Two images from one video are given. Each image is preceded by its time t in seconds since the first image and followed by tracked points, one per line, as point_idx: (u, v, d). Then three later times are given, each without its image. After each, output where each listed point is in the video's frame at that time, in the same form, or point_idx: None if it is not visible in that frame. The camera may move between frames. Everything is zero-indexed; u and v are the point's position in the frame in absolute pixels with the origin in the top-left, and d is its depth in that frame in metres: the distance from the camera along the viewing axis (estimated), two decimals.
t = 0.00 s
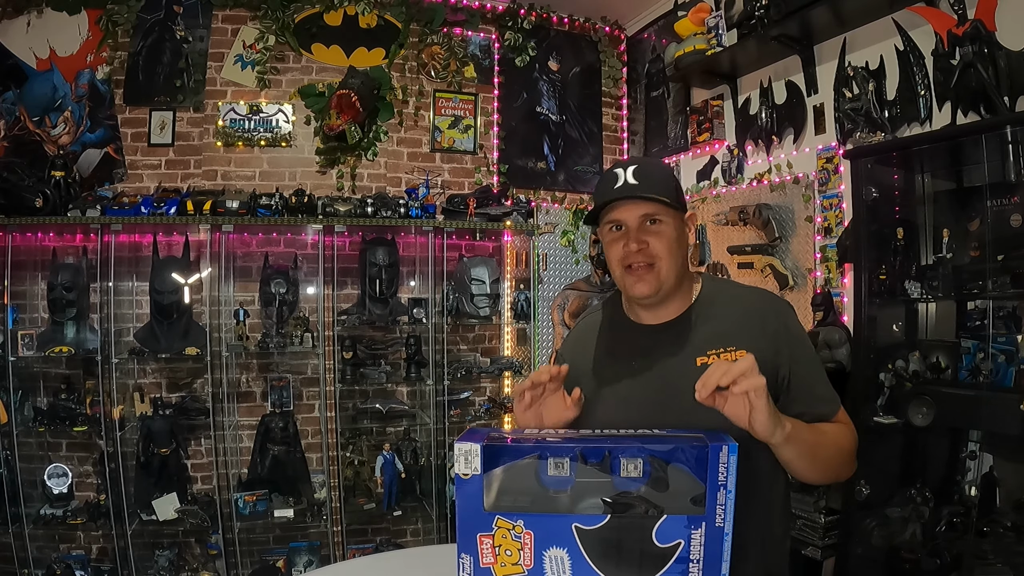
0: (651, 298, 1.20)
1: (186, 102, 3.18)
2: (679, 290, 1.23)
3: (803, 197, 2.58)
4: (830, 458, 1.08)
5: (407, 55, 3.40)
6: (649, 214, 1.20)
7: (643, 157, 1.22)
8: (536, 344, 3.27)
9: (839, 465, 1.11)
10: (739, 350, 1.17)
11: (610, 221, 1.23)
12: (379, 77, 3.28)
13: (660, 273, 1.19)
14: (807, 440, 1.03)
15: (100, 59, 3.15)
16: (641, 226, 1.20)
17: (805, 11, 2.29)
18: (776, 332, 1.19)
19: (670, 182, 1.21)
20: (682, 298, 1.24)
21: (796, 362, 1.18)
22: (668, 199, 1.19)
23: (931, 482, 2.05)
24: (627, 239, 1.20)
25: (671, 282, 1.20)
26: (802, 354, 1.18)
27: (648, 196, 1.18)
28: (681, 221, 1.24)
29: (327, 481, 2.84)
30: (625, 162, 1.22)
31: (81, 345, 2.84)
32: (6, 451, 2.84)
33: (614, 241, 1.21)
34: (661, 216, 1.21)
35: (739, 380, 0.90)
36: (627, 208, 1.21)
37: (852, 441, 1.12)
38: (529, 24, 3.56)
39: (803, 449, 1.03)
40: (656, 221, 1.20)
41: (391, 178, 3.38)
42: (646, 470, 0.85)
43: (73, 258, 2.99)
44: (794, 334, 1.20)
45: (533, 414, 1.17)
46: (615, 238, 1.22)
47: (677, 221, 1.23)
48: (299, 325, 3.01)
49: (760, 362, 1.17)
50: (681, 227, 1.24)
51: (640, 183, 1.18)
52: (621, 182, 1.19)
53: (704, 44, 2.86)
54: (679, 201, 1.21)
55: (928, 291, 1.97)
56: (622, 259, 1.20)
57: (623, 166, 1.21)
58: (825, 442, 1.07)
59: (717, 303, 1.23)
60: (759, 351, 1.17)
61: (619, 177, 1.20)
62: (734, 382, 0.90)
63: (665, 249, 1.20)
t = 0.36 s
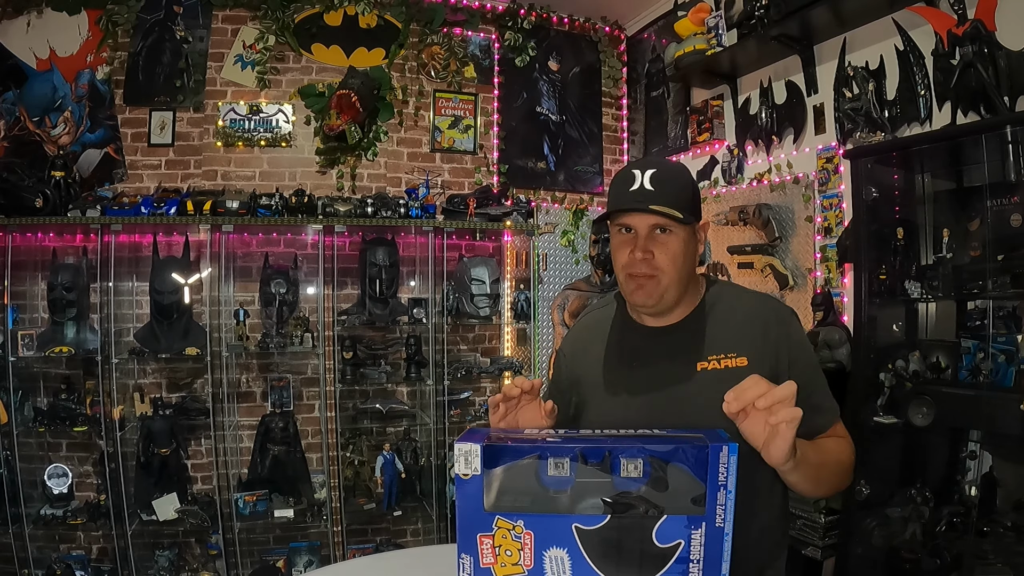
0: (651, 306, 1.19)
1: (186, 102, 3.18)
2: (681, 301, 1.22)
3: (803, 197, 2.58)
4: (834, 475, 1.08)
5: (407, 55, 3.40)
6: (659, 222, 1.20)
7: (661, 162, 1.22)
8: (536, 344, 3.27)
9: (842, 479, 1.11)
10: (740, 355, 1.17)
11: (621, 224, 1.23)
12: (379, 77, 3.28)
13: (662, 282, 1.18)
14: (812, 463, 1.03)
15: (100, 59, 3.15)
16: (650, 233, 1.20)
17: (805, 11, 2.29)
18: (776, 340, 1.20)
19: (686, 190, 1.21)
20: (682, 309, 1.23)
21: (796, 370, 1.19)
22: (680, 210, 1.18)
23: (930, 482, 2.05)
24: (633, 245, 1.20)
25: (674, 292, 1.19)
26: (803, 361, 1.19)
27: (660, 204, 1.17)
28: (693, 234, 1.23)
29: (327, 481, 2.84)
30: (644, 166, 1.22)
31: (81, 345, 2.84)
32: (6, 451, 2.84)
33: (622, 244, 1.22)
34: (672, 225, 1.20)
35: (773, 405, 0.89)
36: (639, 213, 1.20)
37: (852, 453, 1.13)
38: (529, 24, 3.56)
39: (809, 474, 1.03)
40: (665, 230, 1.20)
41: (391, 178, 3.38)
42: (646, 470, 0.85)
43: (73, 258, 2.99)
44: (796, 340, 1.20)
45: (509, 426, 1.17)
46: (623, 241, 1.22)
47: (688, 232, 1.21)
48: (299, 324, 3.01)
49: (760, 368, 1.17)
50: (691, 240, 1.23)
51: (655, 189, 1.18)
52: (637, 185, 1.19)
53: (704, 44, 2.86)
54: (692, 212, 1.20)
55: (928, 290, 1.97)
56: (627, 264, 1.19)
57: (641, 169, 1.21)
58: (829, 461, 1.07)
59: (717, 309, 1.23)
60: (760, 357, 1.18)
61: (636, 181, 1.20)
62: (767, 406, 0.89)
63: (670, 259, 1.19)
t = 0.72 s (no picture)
0: (643, 311, 1.21)
1: (186, 102, 3.18)
2: (675, 297, 1.22)
3: (803, 197, 2.58)
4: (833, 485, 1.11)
5: (407, 55, 3.40)
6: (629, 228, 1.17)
7: (623, 166, 1.19)
8: (536, 344, 3.27)
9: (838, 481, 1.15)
10: (740, 353, 1.18)
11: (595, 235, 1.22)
12: (379, 77, 3.28)
13: (649, 285, 1.18)
14: (805, 486, 1.06)
15: (100, 59, 3.15)
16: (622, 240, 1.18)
17: (805, 11, 2.29)
18: (776, 338, 1.19)
19: (652, 189, 1.17)
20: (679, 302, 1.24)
21: (797, 370, 1.18)
22: (642, 215, 1.15)
23: (930, 481, 2.05)
24: (609, 255, 1.19)
25: (662, 292, 1.20)
26: (804, 359, 1.19)
27: (625, 213, 1.15)
28: (672, 226, 1.20)
29: (327, 481, 2.84)
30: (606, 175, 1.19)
31: (81, 345, 2.84)
32: (6, 451, 2.84)
33: (600, 255, 1.21)
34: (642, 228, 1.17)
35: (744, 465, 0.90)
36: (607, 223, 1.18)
37: (847, 454, 1.16)
38: (529, 24, 3.56)
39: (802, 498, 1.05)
40: (636, 235, 1.17)
41: (391, 178, 3.38)
42: (646, 470, 0.85)
43: (73, 258, 2.99)
44: (796, 338, 1.20)
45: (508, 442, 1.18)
46: (600, 252, 1.22)
47: (662, 229, 1.18)
48: (299, 325, 3.01)
49: (760, 367, 1.17)
50: (670, 233, 1.20)
51: (619, 198, 1.15)
52: (600, 199, 1.17)
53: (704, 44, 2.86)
54: (663, 208, 1.17)
55: (928, 290, 1.97)
56: (609, 274, 1.20)
57: (603, 180, 1.18)
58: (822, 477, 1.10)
59: (717, 304, 1.23)
60: (759, 351, 1.18)
61: (600, 193, 1.18)
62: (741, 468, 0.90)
63: (649, 261, 1.18)
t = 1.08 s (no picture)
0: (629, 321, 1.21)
1: (186, 103, 3.18)
2: (662, 305, 1.21)
3: (803, 197, 2.58)
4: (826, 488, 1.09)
5: (407, 55, 3.40)
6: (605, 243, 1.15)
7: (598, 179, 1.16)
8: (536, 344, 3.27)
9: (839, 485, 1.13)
10: (737, 353, 1.18)
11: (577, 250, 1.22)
12: (379, 77, 3.28)
13: (630, 298, 1.17)
14: (792, 490, 1.05)
15: (100, 59, 3.15)
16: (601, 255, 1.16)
17: (805, 11, 2.29)
18: (774, 338, 1.18)
19: (627, 201, 1.14)
20: (669, 308, 1.23)
21: (797, 370, 1.17)
22: (614, 231, 1.12)
23: (930, 481, 2.05)
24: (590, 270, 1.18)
25: (646, 303, 1.18)
26: (803, 358, 1.18)
27: (596, 231, 1.13)
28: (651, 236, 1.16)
29: (327, 481, 2.85)
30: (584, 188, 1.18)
31: (81, 345, 2.83)
32: (6, 451, 2.84)
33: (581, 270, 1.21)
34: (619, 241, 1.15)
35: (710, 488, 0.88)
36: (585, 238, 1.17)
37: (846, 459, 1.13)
38: (529, 24, 3.56)
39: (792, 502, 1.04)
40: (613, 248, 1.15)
41: (391, 178, 3.38)
42: (638, 464, 0.86)
43: (73, 258, 2.99)
44: (796, 336, 1.19)
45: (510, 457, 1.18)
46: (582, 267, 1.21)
47: (641, 240, 1.15)
48: (299, 325, 3.01)
49: (758, 365, 1.17)
50: (648, 243, 1.17)
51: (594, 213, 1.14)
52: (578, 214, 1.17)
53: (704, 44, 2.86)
54: (639, 219, 1.14)
55: (928, 290, 1.97)
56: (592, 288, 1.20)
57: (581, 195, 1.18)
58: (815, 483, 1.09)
59: (715, 305, 1.22)
60: (756, 351, 1.18)
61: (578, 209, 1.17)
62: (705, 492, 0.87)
63: (629, 275, 1.15)
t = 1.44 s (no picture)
0: (656, 295, 1.28)
1: (186, 102, 3.18)
2: (692, 291, 1.30)
3: (803, 197, 2.59)
4: (793, 459, 0.93)
5: (407, 55, 3.40)
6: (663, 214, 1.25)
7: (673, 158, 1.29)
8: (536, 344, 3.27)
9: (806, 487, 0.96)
10: (746, 339, 1.25)
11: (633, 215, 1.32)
12: (379, 77, 3.28)
13: (665, 272, 1.25)
14: (756, 436, 0.90)
15: (100, 59, 3.16)
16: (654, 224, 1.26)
17: (805, 11, 2.29)
18: (787, 332, 1.22)
19: (693, 186, 1.26)
20: (697, 295, 1.33)
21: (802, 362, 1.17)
22: (674, 204, 1.23)
23: (930, 481, 2.05)
24: (639, 235, 1.28)
25: (679, 283, 1.27)
26: (813, 351, 1.19)
27: (659, 198, 1.25)
28: (702, 222, 1.25)
29: (327, 481, 2.85)
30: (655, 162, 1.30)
31: (81, 345, 2.83)
32: (6, 451, 2.85)
33: (631, 235, 1.31)
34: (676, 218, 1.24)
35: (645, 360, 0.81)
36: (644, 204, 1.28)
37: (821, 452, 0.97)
38: (529, 24, 3.56)
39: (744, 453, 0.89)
40: (670, 222, 1.24)
41: (391, 178, 3.38)
42: (534, 393, 0.85)
43: (73, 258, 2.99)
44: (808, 333, 1.22)
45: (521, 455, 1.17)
46: (633, 232, 1.31)
47: (695, 223, 1.25)
48: (299, 325, 3.01)
49: (763, 353, 1.23)
50: (699, 230, 1.26)
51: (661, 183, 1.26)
52: (644, 179, 1.30)
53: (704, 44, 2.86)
54: (700, 205, 1.25)
55: (928, 290, 1.98)
56: (634, 253, 1.28)
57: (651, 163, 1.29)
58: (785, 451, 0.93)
59: (736, 302, 1.31)
60: (766, 343, 1.23)
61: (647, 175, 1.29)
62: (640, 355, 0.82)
63: (672, 250, 1.24)
